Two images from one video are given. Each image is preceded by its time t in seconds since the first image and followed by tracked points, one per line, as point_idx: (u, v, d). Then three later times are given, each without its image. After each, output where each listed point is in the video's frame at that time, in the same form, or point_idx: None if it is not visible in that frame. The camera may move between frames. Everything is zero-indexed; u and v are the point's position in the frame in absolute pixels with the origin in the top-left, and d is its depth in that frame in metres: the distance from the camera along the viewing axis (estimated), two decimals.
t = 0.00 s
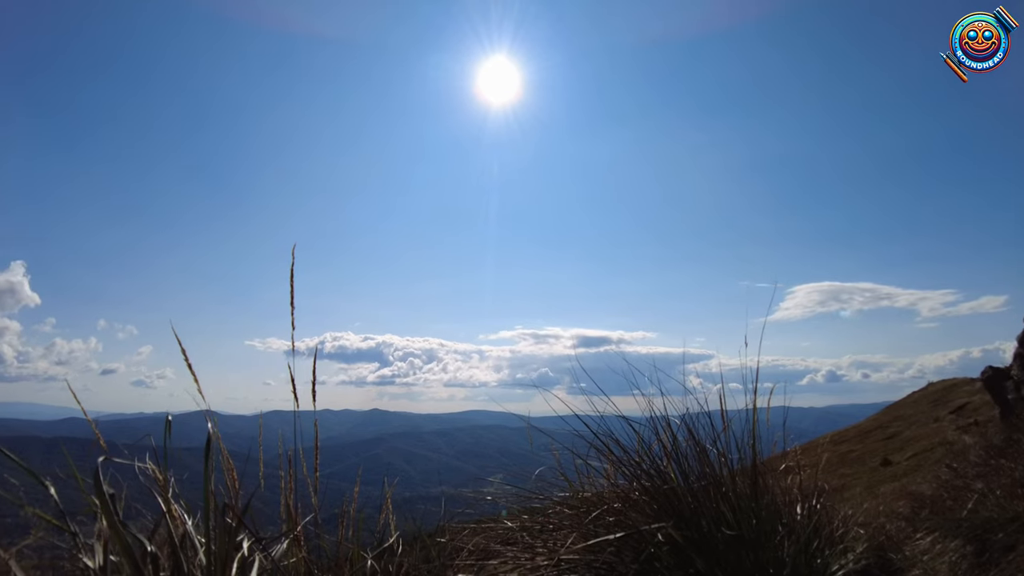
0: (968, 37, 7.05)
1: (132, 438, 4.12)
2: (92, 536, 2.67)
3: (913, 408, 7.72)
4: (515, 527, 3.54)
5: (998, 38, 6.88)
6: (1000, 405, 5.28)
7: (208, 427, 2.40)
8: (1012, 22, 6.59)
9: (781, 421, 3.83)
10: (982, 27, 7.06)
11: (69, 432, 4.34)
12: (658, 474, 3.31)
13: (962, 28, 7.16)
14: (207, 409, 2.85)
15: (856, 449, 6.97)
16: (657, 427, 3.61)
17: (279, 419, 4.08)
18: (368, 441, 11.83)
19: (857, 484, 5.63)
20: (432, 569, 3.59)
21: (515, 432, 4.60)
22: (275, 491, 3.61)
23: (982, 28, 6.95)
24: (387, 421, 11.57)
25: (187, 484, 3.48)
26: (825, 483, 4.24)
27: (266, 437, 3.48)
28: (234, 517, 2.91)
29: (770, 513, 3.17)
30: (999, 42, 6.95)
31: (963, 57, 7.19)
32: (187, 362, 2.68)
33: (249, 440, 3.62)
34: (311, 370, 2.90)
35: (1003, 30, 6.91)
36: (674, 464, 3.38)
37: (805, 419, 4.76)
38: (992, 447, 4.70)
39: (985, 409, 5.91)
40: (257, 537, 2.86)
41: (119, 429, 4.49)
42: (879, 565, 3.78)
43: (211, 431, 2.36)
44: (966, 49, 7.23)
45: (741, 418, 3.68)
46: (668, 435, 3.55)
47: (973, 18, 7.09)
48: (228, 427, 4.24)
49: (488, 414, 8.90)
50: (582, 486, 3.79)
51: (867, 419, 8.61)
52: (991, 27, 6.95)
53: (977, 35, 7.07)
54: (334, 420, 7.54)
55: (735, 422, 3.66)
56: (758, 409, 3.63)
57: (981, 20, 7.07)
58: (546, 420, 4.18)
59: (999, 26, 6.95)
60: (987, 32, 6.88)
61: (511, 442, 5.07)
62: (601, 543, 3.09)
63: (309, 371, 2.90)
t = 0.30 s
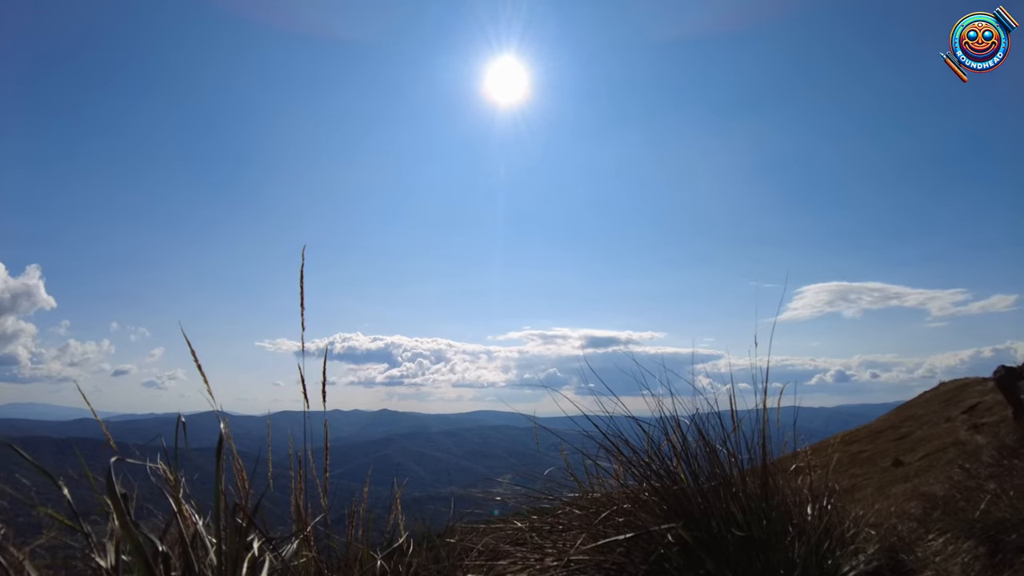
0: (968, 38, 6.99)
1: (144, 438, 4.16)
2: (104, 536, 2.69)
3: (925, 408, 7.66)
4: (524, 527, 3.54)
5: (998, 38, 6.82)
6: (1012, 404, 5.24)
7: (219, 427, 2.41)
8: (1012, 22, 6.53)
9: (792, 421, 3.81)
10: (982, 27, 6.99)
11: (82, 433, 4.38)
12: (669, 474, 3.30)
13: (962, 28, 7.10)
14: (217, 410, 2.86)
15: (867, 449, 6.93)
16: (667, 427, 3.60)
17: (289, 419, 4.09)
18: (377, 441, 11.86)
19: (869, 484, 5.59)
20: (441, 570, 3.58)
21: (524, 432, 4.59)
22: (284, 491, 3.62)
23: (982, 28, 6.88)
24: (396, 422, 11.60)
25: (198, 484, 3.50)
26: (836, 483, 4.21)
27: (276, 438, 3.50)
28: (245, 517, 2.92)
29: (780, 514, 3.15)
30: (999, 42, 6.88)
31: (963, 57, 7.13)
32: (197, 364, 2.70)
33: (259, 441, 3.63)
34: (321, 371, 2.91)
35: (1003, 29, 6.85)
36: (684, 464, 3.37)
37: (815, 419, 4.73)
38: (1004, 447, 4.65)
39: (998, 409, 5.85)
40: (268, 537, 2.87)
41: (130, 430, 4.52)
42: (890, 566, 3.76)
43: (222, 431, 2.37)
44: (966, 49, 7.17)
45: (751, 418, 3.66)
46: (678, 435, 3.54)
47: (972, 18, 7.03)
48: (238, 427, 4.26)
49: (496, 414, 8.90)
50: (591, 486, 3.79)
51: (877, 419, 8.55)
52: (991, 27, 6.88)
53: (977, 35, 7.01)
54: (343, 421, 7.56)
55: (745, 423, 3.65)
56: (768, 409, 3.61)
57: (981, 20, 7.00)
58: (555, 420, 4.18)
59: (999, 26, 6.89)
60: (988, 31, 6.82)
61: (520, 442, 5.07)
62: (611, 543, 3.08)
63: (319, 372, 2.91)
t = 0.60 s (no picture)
0: (968, 38, 6.93)
1: (156, 438, 4.18)
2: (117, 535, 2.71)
3: (938, 408, 7.59)
4: (535, 528, 3.54)
5: (998, 38, 6.76)
6: None
7: (231, 427, 2.42)
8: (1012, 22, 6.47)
9: (803, 421, 3.79)
10: (982, 27, 6.93)
11: (95, 433, 4.41)
12: (679, 474, 3.29)
13: (962, 28, 7.05)
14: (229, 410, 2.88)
15: (879, 449, 6.89)
16: (678, 427, 3.59)
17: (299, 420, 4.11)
18: (387, 442, 11.90)
19: (881, 485, 5.55)
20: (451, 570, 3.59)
21: (534, 432, 4.59)
22: (295, 492, 3.63)
23: (982, 28, 6.83)
24: (406, 422, 11.63)
25: (210, 484, 3.52)
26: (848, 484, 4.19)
27: (287, 439, 3.52)
28: (256, 517, 2.93)
29: (792, 515, 3.13)
30: (999, 43, 6.81)
31: (963, 57, 7.07)
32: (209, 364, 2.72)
33: (271, 441, 3.65)
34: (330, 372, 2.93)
35: (1003, 30, 6.80)
36: (695, 464, 3.37)
37: (827, 419, 4.70)
38: (1018, 448, 4.61)
39: (1013, 409, 5.79)
40: (279, 537, 2.88)
41: (143, 430, 4.56)
42: (903, 568, 3.73)
43: (234, 431, 2.39)
44: (964, 51, 7.10)
45: (762, 418, 3.65)
46: (689, 435, 3.53)
47: (972, 19, 6.98)
48: (250, 428, 4.28)
49: (505, 415, 8.90)
50: (602, 487, 3.79)
51: (890, 419, 8.49)
52: (991, 27, 6.83)
53: (976, 35, 6.94)
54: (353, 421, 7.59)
55: (756, 423, 3.64)
56: (780, 409, 3.60)
57: (979, 21, 6.94)
58: (565, 420, 4.19)
59: (999, 27, 6.83)
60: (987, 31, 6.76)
61: (530, 443, 5.07)
62: (622, 544, 3.08)
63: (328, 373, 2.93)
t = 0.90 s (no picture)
0: (968, 38, 6.86)
1: (167, 438, 4.21)
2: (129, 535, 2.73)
3: (950, 408, 7.53)
4: (544, 528, 3.54)
5: (998, 39, 6.70)
6: None
7: (240, 428, 2.43)
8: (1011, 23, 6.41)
9: (814, 421, 3.77)
10: (982, 28, 6.87)
11: (107, 433, 4.46)
12: (689, 475, 3.28)
13: (962, 28, 6.98)
14: (238, 411, 2.90)
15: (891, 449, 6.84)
16: (687, 427, 3.58)
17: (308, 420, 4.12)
18: (396, 442, 11.93)
19: (893, 485, 5.51)
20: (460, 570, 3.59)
21: (543, 433, 4.59)
22: (305, 492, 3.64)
23: (982, 28, 6.77)
24: (415, 422, 11.65)
25: (220, 484, 3.54)
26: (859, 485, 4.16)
27: (297, 439, 3.53)
28: (266, 517, 2.95)
29: (803, 515, 3.11)
30: (999, 44, 6.75)
31: (963, 57, 7.01)
32: (218, 365, 2.74)
33: (280, 442, 3.67)
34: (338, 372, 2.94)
35: (1003, 30, 6.75)
36: (704, 465, 3.36)
37: (838, 419, 4.68)
38: None
39: None
40: (289, 537, 2.89)
41: (154, 430, 4.60)
42: (915, 569, 3.70)
43: (243, 432, 2.39)
44: (964, 52, 7.04)
45: (773, 418, 3.63)
46: (699, 435, 3.52)
47: (972, 19, 6.92)
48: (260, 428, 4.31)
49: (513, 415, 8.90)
50: (611, 487, 3.78)
51: (902, 419, 8.43)
52: (991, 27, 6.77)
53: (976, 35, 6.88)
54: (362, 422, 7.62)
55: (767, 423, 3.62)
56: (790, 409, 3.58)
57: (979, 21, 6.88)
58: (574, 421, 4.19)
59: (999, 27, 6.77)
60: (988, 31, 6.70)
61: (539, 443, 5.07)
62: (631, 544, 3.07)
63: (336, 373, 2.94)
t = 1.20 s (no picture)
0: (967, 38, 6.80)
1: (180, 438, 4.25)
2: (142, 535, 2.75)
3: (965, 408, 7.46)
4: (555, 529, 3.54)
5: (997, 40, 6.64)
6: None
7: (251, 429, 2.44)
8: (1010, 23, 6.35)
9: (826, 421, 3.75)
10: (981, 28, 6.81)
11: (121, 434, 4.50)
12: (701, 475, 3.27)
13: (961, 28, 6.91)
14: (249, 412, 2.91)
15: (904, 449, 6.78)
16: (698, 428, 3.57)
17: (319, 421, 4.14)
18: (407, 442, 11.97)
19: (907, 486, 5.47)
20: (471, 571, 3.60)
21: (554, 433, 4.59)
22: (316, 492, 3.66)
23: (981, 28, 6.70)
24: (426, 423, 11.68)
25: (232, 484, 3.56)
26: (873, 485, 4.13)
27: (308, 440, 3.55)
28: (278, 518, 2.96)
29: (816, 516, 3.08)
30: (999, 44, 6.69)
31: (963, 57, 6.94)
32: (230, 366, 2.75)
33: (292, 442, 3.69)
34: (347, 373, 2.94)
35: (1003, 30, 6.69)
36: (716, 465, 3.34)
37: (851, 419, 4.65)
38: None
39: None
40: (301, 537, 2.90)
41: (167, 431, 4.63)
42: (930, 570, 3.67)
43: (254, 433, 2.40)
44: (964, 52, 6.97)
45: (785, 418, 3.61)
46: (710, 436, 3.51)
47: (972, 19, 6.85)
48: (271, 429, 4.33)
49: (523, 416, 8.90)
50: (623, 487, 3.78)
51: (916, 419, 8.36)
52: (991, 27, 6.71)
53: (976, 36, 6.81)
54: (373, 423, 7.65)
55: (779, 423, 3.61)
56: (802, 409, 3.56)
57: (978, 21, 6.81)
58: (585, 421, 4.18)
59: (999, 27, 6.72)
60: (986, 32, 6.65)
61: (550, 444, 5.07)
62: (643, 545, 3.07)
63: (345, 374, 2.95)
